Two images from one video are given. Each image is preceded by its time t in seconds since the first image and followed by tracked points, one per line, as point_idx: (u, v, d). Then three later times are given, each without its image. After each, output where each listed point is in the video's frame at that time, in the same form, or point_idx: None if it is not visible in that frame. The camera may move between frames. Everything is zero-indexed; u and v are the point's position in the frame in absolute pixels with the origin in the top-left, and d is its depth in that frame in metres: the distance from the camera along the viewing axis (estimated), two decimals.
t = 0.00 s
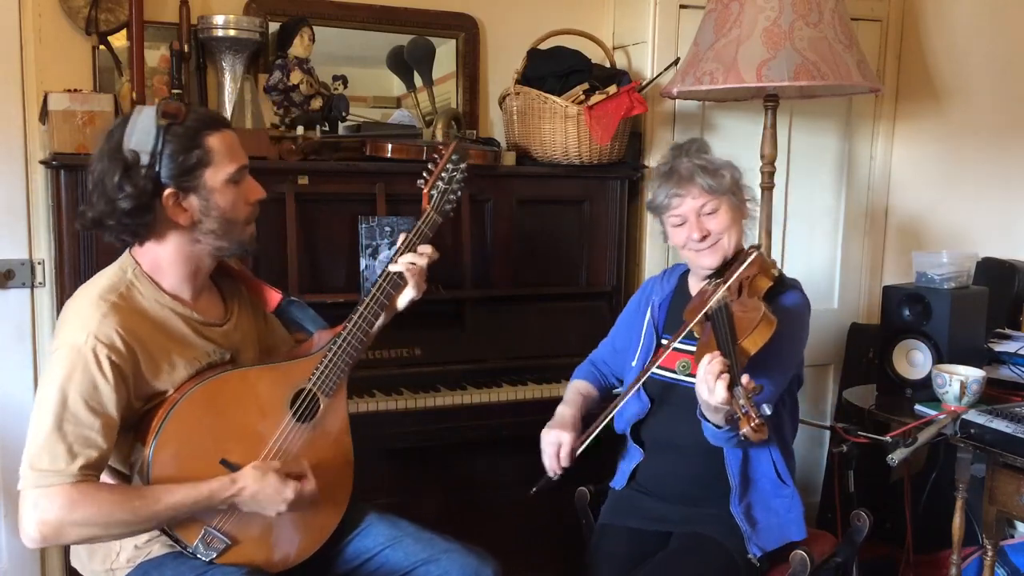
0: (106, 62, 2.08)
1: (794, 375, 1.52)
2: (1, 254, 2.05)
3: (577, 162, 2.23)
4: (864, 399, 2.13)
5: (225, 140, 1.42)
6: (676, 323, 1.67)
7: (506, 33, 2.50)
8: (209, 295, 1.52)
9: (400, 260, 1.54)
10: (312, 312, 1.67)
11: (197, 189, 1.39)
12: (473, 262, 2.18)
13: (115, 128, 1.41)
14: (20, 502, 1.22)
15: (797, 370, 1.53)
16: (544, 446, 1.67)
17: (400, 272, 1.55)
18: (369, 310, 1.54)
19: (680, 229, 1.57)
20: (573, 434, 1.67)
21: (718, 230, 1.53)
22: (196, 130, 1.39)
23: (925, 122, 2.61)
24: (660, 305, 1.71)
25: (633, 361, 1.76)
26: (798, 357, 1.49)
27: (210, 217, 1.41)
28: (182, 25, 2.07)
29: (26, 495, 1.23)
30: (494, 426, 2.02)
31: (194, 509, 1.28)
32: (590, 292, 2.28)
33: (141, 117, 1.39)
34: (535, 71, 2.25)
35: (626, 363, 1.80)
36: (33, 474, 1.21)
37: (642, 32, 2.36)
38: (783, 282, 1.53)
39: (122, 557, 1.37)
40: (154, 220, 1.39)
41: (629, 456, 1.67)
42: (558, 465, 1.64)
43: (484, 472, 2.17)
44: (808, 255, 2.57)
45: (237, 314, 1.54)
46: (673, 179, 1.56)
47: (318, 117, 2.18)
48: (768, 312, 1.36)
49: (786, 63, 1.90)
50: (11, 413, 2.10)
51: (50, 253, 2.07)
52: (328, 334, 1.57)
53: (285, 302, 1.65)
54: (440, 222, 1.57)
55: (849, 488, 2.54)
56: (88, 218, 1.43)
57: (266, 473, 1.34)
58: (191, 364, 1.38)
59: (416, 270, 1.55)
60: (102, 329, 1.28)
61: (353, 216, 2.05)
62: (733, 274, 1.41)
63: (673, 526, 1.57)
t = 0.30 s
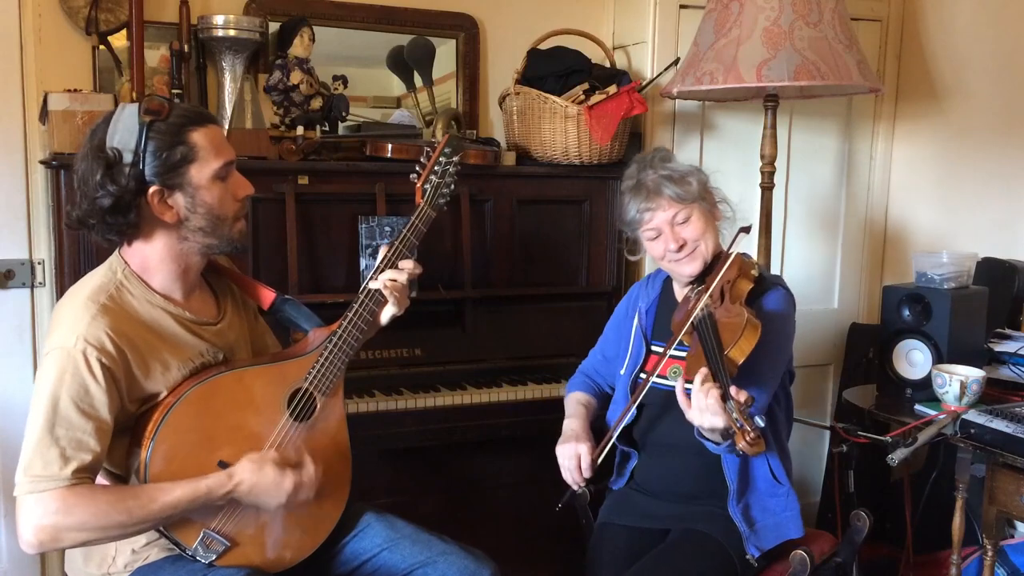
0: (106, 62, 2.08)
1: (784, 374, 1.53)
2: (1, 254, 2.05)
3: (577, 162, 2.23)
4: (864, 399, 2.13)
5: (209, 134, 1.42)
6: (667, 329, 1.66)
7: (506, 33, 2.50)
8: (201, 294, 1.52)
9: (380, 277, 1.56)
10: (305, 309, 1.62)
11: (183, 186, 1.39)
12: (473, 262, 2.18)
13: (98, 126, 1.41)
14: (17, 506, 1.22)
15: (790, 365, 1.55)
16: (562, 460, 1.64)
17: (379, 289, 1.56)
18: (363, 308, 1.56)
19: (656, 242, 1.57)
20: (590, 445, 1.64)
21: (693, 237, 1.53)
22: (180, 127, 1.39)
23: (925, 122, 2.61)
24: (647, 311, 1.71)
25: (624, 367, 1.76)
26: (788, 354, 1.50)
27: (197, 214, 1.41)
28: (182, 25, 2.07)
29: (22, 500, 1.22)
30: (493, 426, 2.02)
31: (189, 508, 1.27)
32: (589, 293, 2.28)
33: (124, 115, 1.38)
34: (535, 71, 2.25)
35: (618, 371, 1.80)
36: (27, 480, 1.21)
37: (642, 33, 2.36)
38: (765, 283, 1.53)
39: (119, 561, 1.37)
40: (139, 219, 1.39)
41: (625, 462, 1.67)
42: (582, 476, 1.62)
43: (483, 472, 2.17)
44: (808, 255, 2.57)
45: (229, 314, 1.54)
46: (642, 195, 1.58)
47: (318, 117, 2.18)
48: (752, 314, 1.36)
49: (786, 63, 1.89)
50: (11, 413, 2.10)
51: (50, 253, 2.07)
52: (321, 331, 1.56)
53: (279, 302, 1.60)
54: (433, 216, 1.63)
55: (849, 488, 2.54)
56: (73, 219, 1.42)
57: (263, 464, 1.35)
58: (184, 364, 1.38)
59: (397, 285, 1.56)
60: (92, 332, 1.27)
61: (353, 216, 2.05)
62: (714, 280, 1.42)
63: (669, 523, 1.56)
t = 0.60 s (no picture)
0: (106, 62, 2.08)
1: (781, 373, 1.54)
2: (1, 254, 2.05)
3: (577, 162, 2.24)
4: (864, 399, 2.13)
5: (220, 136, 1.43)
6: (662, 332, 1.66)
7: (506, 33, 2.50)
8: (208, 293, 1.52)
9: (387, 280, 1.55)
10: (311, 311, 1.62)
11: (188, 185, 1.40)
12: (473, 262, 2.18)
13: (115, 122, 1.45)
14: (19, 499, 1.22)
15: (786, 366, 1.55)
16: (546, 460, 1.63)
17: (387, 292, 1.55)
18: (369, 310, 1.55)
19: (649, 247, 1.56)
20: (574, 443, 1.64)
21: (686, 240, 1.52)
22: (190, 126, 1.40)
23: (925, 122, 2.61)
24: (640, 313, 1.70)
25: (615, 369, 1.76)
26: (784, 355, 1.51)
27: (201, 213, 1.41)
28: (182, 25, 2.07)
29: (23, 491, 1.23)
30: (493, 426, 2.02)
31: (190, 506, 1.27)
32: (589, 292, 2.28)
33: (137, 114, 1.41)
34: (535, 71, 2.25)
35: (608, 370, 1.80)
36: (30, 472, 1.21)
37: (642, 33, 2.36)
38: (761, 283, 1.52)
39: (118, 559, 1.37)
40: (147, 212, 1.41)
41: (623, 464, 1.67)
42: (565, 477, 1.60)
43: (483, 472, 2.17)
44: (808, 255, 2.57)
45: (235, 315, 1.54)
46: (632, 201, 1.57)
47: (318, 117, 2.18)
48: (752, 318, 1.38)
49: (786, 63, 1.89)
50: (11, 413, 2.10)
51: (50, 253, 2.07)
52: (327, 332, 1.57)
53: (285, 303, 1.61)
54: (441, 221, 1.61)
55: (849, 488, 2.54)
56: (86, 212, 1.45)
57: (260, 457, 1.33)
58: (188, 363, 1.39)
59: (404, 291, 1.55)
60: (97, 326, 1.28)
61: (353, 216, 2.05)
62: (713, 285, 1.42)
63: (668, 521, 1.56)
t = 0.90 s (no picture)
0: (106, 63, 2.08)
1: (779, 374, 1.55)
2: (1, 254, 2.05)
3: (577, 162, 2.24)
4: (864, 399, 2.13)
5: (250, 137, 1.43)
6: (663, 328, 1.65)
7: (506, 33, 2.50)
8: (230, 290, 1.53)
9: (406, 287, 1.55)
10: (331, 316, 1.62)
11: (210, 180, 1.41)
12: (473, 262, 2.18)
13: (154, 116, 1.48)
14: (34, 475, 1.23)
15: (784, 366, 1.55)
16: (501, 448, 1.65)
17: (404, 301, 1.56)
18: (385, 316, 1.55)
19: (664, 241, 1.51)
20: (529, 438, 1.64)
21: (705, 242, 1.48)
22: (220, 124, 1.41)
23: (925, 122, 2.61)
24: (641, 308, 1.69)
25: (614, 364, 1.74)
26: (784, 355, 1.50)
27: (221, 209, 1.41)
28: (182, 25, 2.07)
29: (39, 469, 1.23)
30: (494, 426, 2.02)
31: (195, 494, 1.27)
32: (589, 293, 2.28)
33: (171, 109, 1.43)
34: (535, 71, 2.25)
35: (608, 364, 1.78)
36: (47, 448, 1.22)
37: (642, 32, 2.36)
38: (772, 288, 1.51)
39: (128, 549, 1.36)
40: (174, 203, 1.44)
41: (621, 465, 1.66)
42: (512, 466, 1.62)
43: (484, 472, 2.17)
44: (808, 255, 2.57)
45: (254, 315, 1.55)
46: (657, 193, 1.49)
47: (318, 117, 2.18)
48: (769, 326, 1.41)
49: (786, 63, 1.90)
50: (11, 413, 2.10)
51: (50, 253, 2.07)
52: (342, 336, 1.57)
53: (303, 306, 1.62)
54: (459, 233, 1.62)
55: (849, 488, 2.54)
56: (115, 200, 1.47)
57: (273, 446, 1.34)
58: (207, 354, 1.40)
59: (421, 297, 1.56)
60: (122, 311, 1.30)
61: (353, 216, 2.05)
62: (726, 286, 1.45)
63: (669, 522, 1.56)
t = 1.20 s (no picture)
0: (106, 63, 2.08)
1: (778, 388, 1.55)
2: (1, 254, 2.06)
3: (577, 162, 2.23)
4: (864, 399, 2.13)
5: (295, 141, 1.47)
6: (666, 324, 1.64)
7: (506, 33, 2.50)
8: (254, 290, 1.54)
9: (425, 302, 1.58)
10: (347, 325, 1.65)
11: (246, 173, 1.43)
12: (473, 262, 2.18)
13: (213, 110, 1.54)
14: (49, 447, 1.22)
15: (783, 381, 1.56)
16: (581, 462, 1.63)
17: (419, 316, 1.57)
18: (401, 327, 1.57)
19: (698, 225, 1.54)
20: (606, 443, 1.63)
21: (737, 243, 1.52)
22: (268, 124, 1.45)
23: (925, 122, 2.62)
24: (649, 300, 1.69)
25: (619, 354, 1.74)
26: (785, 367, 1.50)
27: (252, 202, 1.43)
28: (182, 25, 2.07)
29: (55, 441, 1.23)
30: (494, 425, 2.02)
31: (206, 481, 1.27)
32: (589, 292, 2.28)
33: (231, 104, 1.49)
34: (535, 71, 2.25)
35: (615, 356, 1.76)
36: (66, 420, 1.22)
37: (642, 32, 2.36)
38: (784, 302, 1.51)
39: (132, 542, 1.36)
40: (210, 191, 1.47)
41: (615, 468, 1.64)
42: (601, 476, 1.61)
43: (484, 471, 2.17)
44: (808, 255, 2.57)
45: (275, 318, 1.55)
46: (716, 178, 1.52)
47: (318, 117, 2.17)
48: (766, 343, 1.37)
49: (786, 63, 1.89)
50: (11, 413, 2.10)
51: (50, 253, 2.08)
52: (357, 346, 1.58)
53: (322, 313, 1.64)
54: (477, 256, 1.67)
55: (849, 488, 2.54)
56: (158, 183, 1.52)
57: (285, 446, 1.35)
58: (228, 349, 1.40)
59: (438, 313, 1.58)
60: (153, 295, 1.31)
61: (353, 216, 2.05)
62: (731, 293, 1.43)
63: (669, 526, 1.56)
